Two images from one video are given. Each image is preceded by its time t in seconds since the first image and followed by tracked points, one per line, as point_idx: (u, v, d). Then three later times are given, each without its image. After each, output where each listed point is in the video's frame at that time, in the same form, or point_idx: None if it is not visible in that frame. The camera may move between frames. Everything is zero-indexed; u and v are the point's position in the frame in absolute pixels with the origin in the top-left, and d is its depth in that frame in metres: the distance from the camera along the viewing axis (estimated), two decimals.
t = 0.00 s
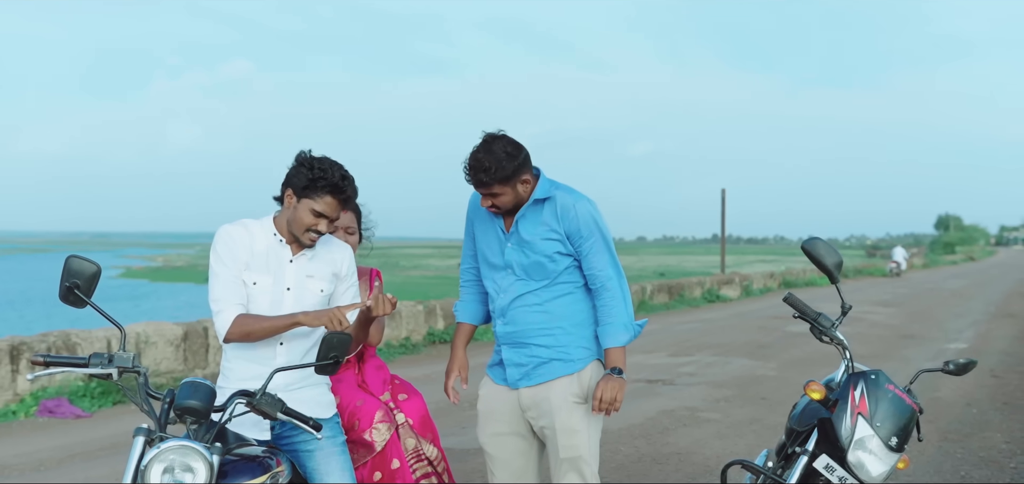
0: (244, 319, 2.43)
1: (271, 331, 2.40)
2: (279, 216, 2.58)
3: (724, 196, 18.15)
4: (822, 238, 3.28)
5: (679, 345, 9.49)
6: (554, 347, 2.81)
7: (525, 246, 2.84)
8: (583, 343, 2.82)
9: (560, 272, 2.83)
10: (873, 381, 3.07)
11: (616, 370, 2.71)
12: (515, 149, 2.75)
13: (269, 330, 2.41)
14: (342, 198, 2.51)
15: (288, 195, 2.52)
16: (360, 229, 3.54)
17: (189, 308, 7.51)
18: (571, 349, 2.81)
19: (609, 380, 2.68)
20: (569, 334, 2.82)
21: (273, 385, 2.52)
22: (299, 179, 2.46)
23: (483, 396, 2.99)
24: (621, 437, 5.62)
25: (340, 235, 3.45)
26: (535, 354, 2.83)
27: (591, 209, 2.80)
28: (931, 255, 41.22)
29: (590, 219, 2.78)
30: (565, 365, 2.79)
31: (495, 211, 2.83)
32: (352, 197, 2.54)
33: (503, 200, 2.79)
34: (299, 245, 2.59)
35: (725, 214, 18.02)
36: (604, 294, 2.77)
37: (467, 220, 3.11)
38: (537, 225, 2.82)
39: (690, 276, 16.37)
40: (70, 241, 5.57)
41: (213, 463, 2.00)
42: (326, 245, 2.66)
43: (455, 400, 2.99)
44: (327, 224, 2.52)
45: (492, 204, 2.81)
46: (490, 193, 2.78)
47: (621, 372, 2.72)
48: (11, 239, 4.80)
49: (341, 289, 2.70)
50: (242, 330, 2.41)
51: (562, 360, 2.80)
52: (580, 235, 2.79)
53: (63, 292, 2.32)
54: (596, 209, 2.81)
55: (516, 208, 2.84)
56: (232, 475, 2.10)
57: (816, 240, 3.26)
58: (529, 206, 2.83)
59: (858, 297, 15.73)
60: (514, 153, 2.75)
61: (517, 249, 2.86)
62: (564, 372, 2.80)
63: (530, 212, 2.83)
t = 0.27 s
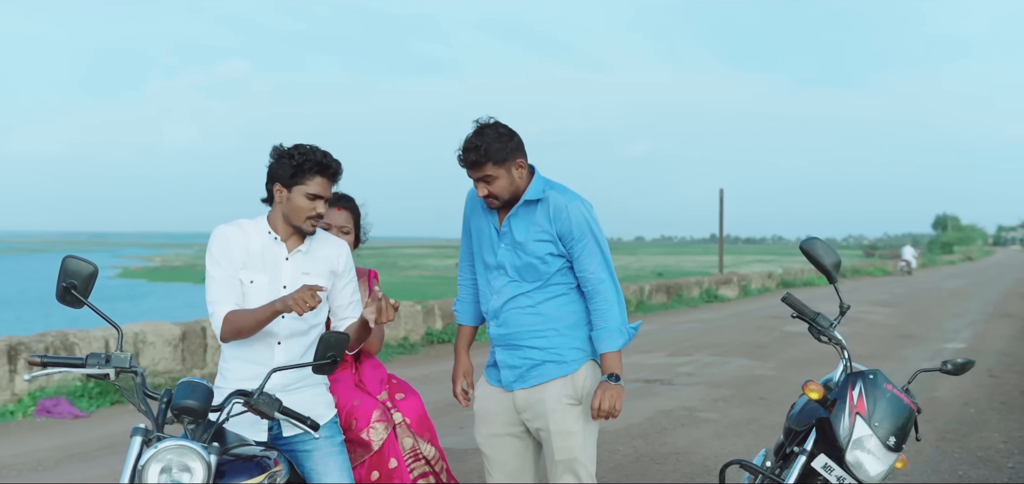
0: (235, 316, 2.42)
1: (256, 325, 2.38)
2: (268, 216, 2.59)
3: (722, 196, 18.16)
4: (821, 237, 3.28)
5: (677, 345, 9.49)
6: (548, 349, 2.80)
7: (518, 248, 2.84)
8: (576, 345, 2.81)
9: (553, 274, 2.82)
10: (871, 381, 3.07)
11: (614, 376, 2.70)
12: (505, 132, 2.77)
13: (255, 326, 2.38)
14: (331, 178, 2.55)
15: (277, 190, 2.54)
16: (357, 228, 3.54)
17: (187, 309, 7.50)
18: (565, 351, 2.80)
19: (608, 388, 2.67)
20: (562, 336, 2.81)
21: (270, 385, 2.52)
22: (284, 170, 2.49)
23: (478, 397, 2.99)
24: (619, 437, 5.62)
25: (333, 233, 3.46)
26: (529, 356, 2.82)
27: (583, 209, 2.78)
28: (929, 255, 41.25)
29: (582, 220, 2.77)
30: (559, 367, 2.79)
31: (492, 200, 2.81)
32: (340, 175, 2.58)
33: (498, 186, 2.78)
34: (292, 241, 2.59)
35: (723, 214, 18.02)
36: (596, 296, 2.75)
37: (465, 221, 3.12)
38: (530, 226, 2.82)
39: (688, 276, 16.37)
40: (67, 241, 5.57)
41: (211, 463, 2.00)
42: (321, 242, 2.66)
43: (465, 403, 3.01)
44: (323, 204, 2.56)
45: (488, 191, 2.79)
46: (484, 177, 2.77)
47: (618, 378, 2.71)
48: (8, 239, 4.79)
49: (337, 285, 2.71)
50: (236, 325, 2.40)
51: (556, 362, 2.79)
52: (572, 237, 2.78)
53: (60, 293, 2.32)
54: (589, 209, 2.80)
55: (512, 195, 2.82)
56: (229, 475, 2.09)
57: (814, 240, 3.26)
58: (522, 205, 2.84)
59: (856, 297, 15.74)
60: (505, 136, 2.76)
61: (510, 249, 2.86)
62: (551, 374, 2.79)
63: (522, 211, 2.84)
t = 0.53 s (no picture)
0: (235, 307, 2.39)
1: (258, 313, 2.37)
2: (263, 217, 2.59)
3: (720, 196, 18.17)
4: (819, 237, 3.28)
5: (675, 345, 9.50)
6: (540, 350, 2.80)
7: (515, 245, 2.84)
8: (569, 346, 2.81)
9: (548, 273, 2.82)
10: (870, 381, 3.07)
11: (595, 377, 2.67)
12: (510, 120, 2.78)
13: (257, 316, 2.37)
14: (325, 182, 2.53)
15: (271, 191, 2.53)
16: (354, 222, 3.56)
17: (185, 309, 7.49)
18: (556, 352, 2.80)
19: (587, 387, 2.65)
20: (555, 336, 2.81)
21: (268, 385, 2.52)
22: (277, 173, 2.48)
23: (470, 399, 2.99)
24: (618, 437, 5.62)
25: (339, 231, 3.46)
26: (521, 356, 2.82)
27: (581, 208, 2.78)
28: (927, 255, 41.27)
29: (580, 218, 2.76)
30: (550, 368, 2.79)
31: (494, 188, 2.80)
32: (333, 180, 2.56)
33: (501, 173, 2.78)
34: (287, 242, 2.60)
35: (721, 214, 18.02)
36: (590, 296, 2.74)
37: (462, 218, 3.12)
38: (528, 224, 2.81)
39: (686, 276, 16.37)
40: (66, 241, 5.56)
41: (209, 464, 1.99)
42: (316, 243, 2.66)
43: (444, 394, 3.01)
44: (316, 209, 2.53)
45: (490, 178, 2.79)
46: (487, 163, 2.78)
47: (599, 379, 2.69)
48: (6, 239, 4.78)
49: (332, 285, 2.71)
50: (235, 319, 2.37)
51: (548, 363, 2.79)
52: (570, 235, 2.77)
53: (58, 293, 2.32)
54: (587, 208, 2.79)
55: (515, 185, 2.81)
56: (228, 475, 2.09)
57: (813, 240, 3.26)
58: (521, 202, 2.84)
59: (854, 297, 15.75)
60: (511, 123, 2.78)
61: (507, 247, 2.86)
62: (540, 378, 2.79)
63: (521, 208, 2.84)
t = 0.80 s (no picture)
0: (239, 309, 2.40)
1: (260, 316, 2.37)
2: (270, 217, 2.58)
3: (718, 196, 18.19)
4: (816, 236, 3.28)
5: (673, 345, 9.51)
6: (535, 347, 2.81)
7: (511, 241, 2.84)
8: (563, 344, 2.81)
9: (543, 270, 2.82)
10: (867, 380, 3.08)
11: (564, 373, 2.62)
12: (509, 113, 2.78)
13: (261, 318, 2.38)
14: (340, 193, 2.53)
15: (284, 195, 2.51)
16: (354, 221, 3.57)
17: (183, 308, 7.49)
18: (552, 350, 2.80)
19: (553, 383, 2.60)
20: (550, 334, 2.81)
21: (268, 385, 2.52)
22: (293, 179, 2.46)
23: (466, 399, 2.99)
24: (615, 437, 5.63)
25: (341, 230, 3.46)
26: (516, 353, 2.82)
27: (575, 203, 2.77)
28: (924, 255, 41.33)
29: (574, 213, 2.76)
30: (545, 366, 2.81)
31: (491, 180, 2.80)
32: (348, 190, 2.56)
33: (498, 165, 2.78)
34: (293, 246, 2.59)
35: (719, 214, 18.03)
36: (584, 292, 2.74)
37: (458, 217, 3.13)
38: (525, 221, 2.82)
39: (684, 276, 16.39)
40: (63, 240, 5.56)
41: (207, 464, 2.00)
42: (320, 247, 2.67)
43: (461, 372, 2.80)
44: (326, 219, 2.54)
45: (488, 169, 2.79)
46: (483, 154, 2.78)
47: (568, 375, 2.63)
48: (4, 239, 4.78)
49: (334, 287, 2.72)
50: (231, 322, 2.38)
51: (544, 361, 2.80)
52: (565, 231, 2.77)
53: (57, 292, 2.32)
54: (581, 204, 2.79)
55: (512, 178, 2.80)
56: (227, 475, 2.09)
57: (810, 239, 3.26)
58: (519, 198, 2.85)
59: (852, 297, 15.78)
60: (510, 116, 2.78)
61: (503, 243, 2.87)
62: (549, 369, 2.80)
63: (519, 203, 2.84)
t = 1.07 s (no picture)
0: (193, 311, 2.37)
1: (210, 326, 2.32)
2: (277, 217, 2.58)
3: (716, 196, 18.20)
4: (813, 236, 3.29)
5: (671, 345, 9.52)
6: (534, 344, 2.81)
7: (506, 239, 2.86)
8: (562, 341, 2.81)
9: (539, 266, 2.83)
10: (864, 380, 3.08)
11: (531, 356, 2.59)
12: (493, 116, 2.78)
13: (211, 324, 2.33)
14: (353, 197, 2.56)
15: (297, 199, 2.52)
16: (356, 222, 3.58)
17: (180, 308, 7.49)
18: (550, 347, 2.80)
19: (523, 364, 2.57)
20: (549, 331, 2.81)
21: (265, 385, 2.52)
22: (308, 183, 2.48)
23: (464, 397, 2.99)
24: (613, 436, 5.64)
25: (341, 230, 3.48)
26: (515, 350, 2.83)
27: (566, 198, 2.79)
28: (922, 255, 41.36)
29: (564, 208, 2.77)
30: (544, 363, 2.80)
31: (482, 183, 2.81)
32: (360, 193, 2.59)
33: (488, 168, 2.78)
34: (299, 247, 2.59)
35: (717, 214, 18.04)
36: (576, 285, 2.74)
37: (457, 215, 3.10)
38: (518, 217, 2.83)
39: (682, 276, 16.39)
40: (61, 240, 5.55)
41: (204, 464, 2.00)
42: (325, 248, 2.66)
43: (521, 342, 2.75)
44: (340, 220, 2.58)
45: (477, 173, 2.80)
46: (471, 159, 2.78)
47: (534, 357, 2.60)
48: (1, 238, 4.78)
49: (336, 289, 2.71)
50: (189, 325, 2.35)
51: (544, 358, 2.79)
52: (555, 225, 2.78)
53: (55, 290, 2.31)
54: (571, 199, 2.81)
55: (501, 180, 2.81)
56: (223, 475, 2.10)
57: (807, 238, 3.27)
58: (511, 194, 2.85)
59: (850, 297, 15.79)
60: (494, 119, 2.78)
61: (497, 241, 2.88)
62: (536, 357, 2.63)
63: (511, 201, 2.85)
